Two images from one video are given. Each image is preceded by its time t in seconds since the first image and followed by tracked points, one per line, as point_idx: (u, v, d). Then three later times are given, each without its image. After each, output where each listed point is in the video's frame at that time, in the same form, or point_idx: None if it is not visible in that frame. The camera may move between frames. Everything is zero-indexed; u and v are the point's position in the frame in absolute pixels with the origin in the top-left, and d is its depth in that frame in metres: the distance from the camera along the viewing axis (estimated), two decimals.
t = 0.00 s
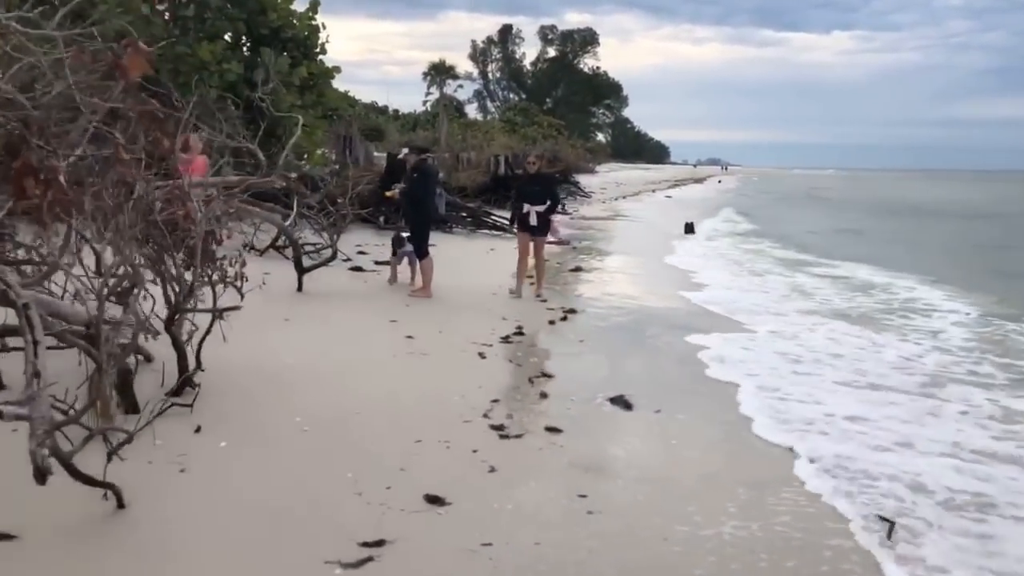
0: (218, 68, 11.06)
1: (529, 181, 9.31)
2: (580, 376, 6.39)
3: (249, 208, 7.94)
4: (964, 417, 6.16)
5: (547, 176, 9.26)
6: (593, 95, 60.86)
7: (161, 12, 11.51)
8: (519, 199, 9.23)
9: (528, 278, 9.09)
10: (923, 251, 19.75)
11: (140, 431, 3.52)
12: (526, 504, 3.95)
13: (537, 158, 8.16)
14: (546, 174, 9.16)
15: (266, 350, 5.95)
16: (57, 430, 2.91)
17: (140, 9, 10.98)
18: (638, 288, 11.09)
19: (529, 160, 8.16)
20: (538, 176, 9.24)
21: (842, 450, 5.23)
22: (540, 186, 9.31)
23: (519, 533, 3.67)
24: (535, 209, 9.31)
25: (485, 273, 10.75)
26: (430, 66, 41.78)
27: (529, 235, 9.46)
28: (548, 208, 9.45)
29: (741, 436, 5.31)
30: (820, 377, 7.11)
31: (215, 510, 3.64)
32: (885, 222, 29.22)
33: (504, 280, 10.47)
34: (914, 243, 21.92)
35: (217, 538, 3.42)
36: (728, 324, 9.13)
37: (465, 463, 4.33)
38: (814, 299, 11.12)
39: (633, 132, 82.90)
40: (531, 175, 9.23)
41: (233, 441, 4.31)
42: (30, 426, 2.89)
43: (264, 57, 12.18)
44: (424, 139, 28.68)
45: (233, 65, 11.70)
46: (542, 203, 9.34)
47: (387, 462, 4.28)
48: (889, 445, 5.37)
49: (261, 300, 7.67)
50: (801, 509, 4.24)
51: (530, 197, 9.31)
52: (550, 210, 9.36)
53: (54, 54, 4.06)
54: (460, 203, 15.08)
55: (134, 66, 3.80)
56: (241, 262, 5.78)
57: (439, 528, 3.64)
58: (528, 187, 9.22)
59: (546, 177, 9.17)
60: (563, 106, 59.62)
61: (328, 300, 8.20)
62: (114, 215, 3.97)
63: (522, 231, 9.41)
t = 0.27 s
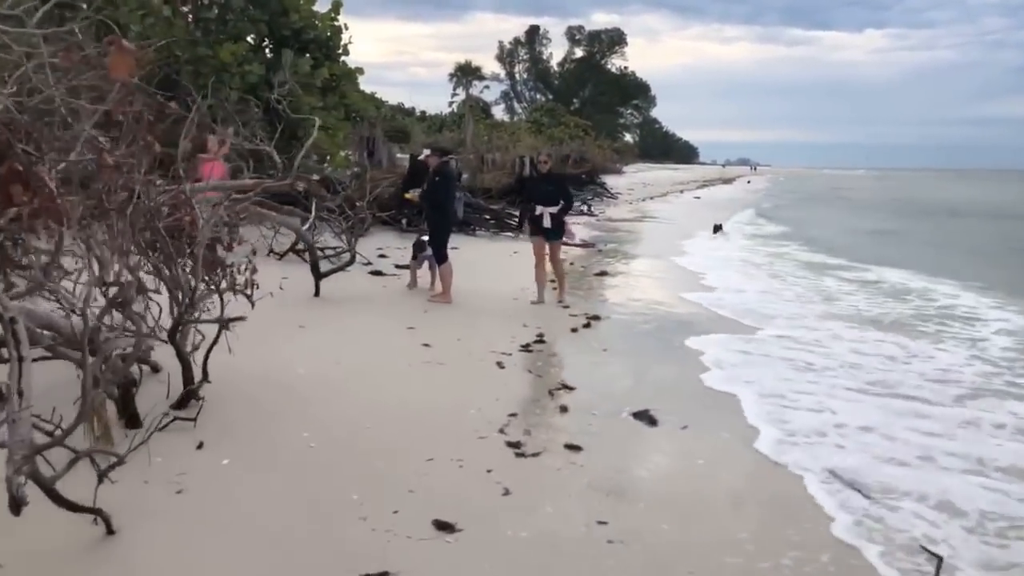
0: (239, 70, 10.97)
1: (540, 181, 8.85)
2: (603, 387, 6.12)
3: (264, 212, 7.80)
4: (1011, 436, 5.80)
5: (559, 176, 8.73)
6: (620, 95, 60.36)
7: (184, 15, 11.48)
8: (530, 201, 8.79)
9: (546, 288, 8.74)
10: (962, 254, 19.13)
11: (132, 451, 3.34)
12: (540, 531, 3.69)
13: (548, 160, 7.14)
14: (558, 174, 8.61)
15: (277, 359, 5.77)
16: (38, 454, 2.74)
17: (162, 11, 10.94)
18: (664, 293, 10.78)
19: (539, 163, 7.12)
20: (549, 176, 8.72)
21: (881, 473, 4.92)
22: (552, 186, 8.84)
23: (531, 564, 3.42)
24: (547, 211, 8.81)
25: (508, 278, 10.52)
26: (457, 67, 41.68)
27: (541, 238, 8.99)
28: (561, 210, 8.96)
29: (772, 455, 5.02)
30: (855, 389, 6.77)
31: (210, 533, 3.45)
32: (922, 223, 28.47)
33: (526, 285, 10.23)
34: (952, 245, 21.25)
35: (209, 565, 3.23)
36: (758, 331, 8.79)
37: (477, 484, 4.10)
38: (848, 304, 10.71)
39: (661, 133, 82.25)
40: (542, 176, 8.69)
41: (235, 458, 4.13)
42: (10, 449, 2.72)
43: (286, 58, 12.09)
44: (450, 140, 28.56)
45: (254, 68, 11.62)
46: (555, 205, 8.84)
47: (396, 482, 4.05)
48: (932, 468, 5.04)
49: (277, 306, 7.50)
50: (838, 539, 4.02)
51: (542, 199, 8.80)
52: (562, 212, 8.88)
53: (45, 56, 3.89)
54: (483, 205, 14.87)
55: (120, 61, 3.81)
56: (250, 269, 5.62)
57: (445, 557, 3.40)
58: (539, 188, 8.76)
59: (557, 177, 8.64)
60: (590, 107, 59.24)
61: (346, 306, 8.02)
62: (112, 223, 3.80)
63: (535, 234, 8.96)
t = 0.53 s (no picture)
0: (250, 66, 10.79)
1: (548, 179, 8.51)
2: (619, 395, 5.86)
3: (270, 210, 7.61)
4: None
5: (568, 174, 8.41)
6: (639, 94, 59.91)
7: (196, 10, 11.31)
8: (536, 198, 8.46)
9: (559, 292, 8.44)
10: (989, 256, 18.63)
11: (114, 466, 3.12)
12: (551, 555, 3.44)
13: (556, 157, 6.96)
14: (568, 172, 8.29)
15: (279, 364, 5.56)
16: (6, 472, 2.52)
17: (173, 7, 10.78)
18: (683, 295, 10.48)
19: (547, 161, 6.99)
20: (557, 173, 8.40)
21: (915, 491, 4.62)
22: (560, 184, 8.50)
23: None
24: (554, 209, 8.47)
25: (523, 279, 10.27)
26: (474, 65, 41.45)
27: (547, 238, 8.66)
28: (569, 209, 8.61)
29: (799, 471, 4.73)
30: (884, 398, 6.46)
31: (197, 553, 3.23)
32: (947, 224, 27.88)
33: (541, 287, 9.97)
34: (979, 246, 20.74)
35: None
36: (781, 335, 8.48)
37: (484, 503, 3.85)
38: (874, 308, 10.36)
39: (680, 132, 81.62)
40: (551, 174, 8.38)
41: (229, 471, 3.91)
42: None
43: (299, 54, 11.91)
44: (467, 139, 28.33)
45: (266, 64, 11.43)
46: (562, 204, 8.50)
47: (397, 499, 3.82)
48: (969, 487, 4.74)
49: (283, 308, 7.29)
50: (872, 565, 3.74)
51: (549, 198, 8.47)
52: (571, 211, 8.57)
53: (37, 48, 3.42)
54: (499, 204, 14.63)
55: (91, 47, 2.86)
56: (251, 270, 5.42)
57: None
58: (546, 185, 8.43)
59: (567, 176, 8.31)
60: (608, 106, 58.78)
61: (355, 307, 7.81)
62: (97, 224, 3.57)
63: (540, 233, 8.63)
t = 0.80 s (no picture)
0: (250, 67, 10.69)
1: (545, 185, 8.06)
2: (627, 408, 5.63)
3: (268, 216, 7.43)
4: None
5: (566, 180, 7.97)
6: (645, 97, 59.66)
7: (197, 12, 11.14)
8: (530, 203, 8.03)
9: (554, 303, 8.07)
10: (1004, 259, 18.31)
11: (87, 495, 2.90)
12: None
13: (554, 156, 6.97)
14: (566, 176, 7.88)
15: (275, 377, 5.36)
16: None
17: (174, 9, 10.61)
18: (692, 301, 10.24)
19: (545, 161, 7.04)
20: (554, 179, 7.97)
21: (941, 511, 4.38)
22: (557, 190, 8.03)
23: None
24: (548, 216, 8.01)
25: (528, 286, 10.05)
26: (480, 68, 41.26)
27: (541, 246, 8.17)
28: (567, 216, 8.13)
29: (816, 490, 4.50)
30: (903, 409, 6.21)
31: None
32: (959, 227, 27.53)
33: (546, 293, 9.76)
34: (993, 250, 20.41)
35: None
36: (794, 343, 8.23)
37: (485, 529, 3.64)
38: (888, 315, 10.09)
39: (687, 135, 81.31)
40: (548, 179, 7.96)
41: (215, 495, 3.70)
42: None
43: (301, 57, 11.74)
44: (472, 142, 28.12)
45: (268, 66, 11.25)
46: (558, 211, 8.03)
47: (393, 526, 3.61)
48: (998, 506, 4.50)
49: (281, 316, 7.09)
50: None
51: (544, 205, 8.02)
52: (566, 219, 8.05)
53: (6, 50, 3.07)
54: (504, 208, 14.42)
55: (51, 50, 2.20)
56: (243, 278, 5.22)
57: None
58: (542, 191, 7.99)
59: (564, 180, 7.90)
60: (615, 108, 58.51)
61: (356, 315, 7.60)
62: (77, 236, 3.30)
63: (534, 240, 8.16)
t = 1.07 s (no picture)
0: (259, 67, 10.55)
1: (545, 183, 7.79)
2: (639, 418, 5.34)
3: (269, 217, 7.21)
4: None
5: (566, 177, 7.69)
6: (662, 97, 59.17)
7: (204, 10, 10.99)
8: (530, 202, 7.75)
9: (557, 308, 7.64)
10: None
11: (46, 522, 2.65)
12: None
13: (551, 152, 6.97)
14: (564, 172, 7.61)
15: (268, 387, 5.12)
16: None
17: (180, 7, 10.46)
18: (709, 304, 9.92)
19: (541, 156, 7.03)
20: (554, 176, 7.71)
21: (978, 533, 4.06)
22: (558, 189, 7.74)
23: None
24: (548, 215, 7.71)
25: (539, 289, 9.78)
26: (495, 69, 41.02)
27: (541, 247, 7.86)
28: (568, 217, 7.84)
29: (842, 509, 4.19)
30: (933, 420, 5.88)
31: None
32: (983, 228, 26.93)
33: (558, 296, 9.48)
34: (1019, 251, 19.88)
35: None
36: (816, 348, 7.89)
37: (483, 555, 3.37)
38: (914, 318, 9.71)
39: (704, 135, 80.67)
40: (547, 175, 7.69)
41: (193, 515, 3.46)
42: None
43: (309, 55, 11.55)
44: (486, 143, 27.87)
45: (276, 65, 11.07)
46: (559, 210, 7.73)
47: (384, 550, 3.35)
48: None
49: (282, 322, 6.86)
50: None
51: (544, 203, 7.73)
52: (568, 219, 7.75)
53: None
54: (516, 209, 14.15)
55: None
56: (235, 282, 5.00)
57: None
58: (541, 189, 7.72)
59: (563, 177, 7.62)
60: (631, 108, 58.06)
61: (360, 319, 7.36)
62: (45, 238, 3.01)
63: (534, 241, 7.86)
